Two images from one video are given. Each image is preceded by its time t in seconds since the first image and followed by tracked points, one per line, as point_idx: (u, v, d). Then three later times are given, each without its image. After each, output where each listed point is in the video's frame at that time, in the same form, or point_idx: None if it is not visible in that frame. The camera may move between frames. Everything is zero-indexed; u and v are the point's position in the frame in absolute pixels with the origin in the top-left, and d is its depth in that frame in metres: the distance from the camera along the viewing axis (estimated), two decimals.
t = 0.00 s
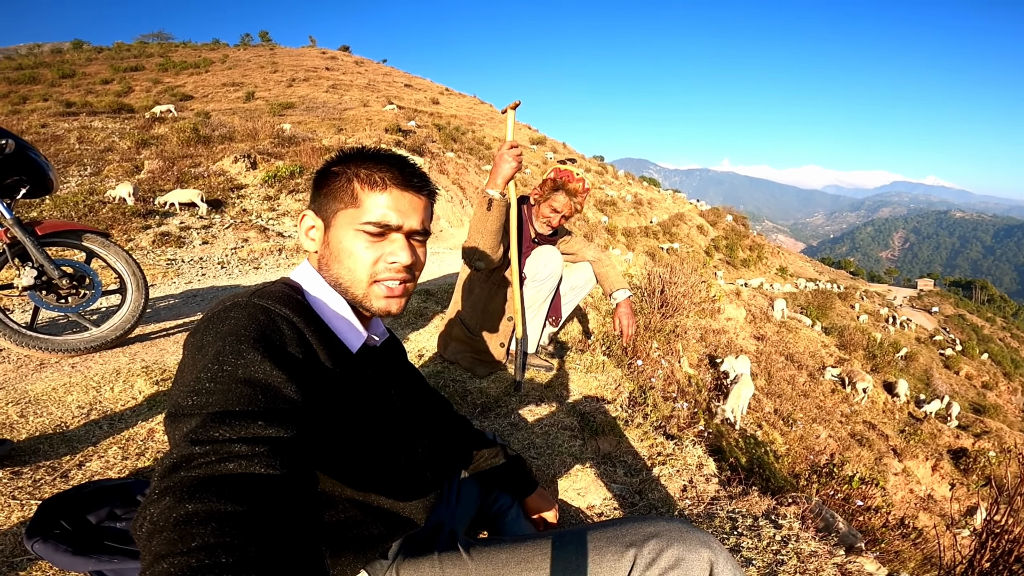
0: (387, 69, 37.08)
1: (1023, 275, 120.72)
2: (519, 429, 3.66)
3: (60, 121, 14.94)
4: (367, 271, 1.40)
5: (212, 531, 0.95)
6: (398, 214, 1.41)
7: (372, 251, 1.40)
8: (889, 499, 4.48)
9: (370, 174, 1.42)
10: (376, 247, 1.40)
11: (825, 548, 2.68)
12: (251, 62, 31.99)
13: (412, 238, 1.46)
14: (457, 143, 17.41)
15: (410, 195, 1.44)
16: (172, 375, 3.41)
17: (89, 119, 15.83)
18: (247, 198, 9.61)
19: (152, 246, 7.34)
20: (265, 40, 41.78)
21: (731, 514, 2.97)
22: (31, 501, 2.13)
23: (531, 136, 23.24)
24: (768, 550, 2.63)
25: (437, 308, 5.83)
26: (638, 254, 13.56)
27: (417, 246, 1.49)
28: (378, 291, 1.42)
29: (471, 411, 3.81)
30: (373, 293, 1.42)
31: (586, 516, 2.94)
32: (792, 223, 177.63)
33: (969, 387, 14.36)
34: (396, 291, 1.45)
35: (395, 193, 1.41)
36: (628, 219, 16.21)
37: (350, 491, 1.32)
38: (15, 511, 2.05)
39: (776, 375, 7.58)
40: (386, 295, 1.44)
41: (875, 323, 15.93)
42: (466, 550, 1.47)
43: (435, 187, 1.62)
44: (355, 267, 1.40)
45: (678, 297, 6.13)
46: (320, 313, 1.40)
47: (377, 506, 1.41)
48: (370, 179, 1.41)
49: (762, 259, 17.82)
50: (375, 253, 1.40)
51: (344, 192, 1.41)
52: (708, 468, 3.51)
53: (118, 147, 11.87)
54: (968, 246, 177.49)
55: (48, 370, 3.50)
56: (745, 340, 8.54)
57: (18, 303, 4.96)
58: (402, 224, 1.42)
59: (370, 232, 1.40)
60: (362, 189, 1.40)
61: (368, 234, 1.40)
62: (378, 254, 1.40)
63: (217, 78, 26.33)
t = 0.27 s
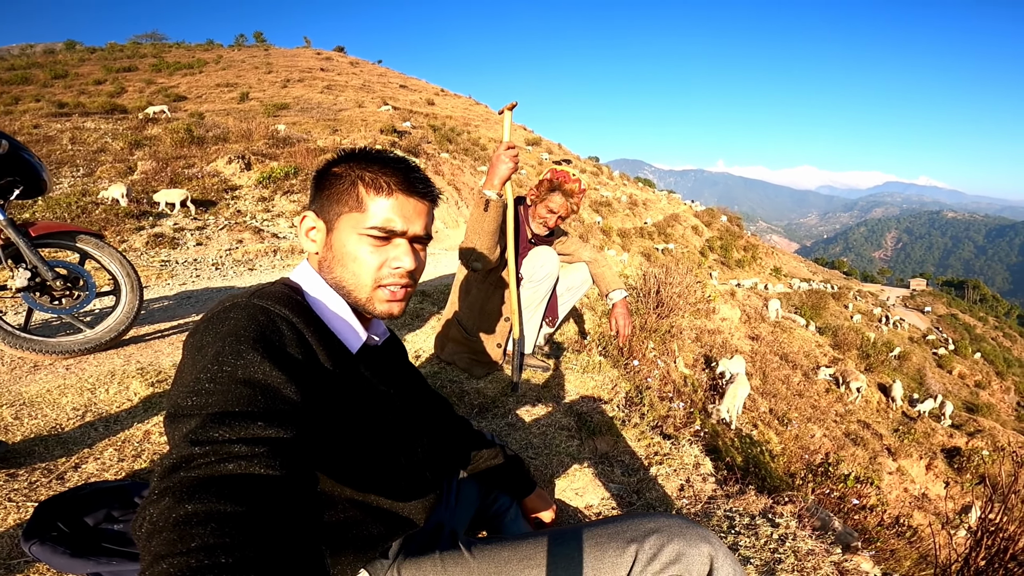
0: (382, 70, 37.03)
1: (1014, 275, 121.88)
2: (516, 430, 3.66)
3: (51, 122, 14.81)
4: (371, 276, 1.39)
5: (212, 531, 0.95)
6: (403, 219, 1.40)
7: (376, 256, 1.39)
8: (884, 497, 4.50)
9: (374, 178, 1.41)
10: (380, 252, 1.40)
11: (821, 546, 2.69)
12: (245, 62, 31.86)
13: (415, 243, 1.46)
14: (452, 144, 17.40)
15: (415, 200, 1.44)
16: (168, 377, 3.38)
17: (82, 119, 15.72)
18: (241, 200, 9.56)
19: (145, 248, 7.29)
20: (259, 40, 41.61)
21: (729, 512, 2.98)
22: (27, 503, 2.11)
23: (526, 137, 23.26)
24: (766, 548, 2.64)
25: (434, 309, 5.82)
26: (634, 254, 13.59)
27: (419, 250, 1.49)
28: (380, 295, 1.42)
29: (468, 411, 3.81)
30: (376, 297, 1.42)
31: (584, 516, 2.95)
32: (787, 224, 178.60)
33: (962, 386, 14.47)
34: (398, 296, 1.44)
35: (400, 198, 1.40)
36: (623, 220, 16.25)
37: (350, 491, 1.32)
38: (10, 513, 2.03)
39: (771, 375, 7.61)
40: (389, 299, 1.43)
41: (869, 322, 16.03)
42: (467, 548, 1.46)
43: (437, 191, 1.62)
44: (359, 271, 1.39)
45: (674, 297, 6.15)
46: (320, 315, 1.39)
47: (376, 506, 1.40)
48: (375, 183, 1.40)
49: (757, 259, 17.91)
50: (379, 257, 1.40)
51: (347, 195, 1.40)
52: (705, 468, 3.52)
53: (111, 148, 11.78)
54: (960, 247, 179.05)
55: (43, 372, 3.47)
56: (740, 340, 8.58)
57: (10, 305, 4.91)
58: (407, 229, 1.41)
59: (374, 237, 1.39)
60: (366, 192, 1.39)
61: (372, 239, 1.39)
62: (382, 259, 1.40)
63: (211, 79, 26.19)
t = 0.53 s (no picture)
0: (357, 86, 37.04)
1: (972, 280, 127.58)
2: (503, 438, 3.63)
3: (10, 137, 14.27)
4: (340, 278, 1.35)
5: (200, 528, 0.93)
6: (369, 218, 1.36)
7: (345, 257, 1.35)
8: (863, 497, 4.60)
9: (340, 180, 1.38)
10: (348, 253, 1.36)
11: (811, 542, 2.72)
12: (217, 77, 31.44)
13: (386, 242, 1.41)
14: (429, 159, 17.43)
15: (382, 198, 1.39)
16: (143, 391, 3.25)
17: (44, 134, 15.19)
18: (212, 216, 9.33)
19: (113, 265, 7.04)
20: (231, 56, 41.14)
21: (718, 513, 3.00)
22: None
23: (503, 152, 23.48)
24: (759, 545, 2.66)
25: (414, 322, 5.77)
26: (611, 266, 13.77)
27: (391, 251, 1.44)
28: (353, 297, 1.36)
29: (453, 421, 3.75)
30: (348, 299, 1.36)
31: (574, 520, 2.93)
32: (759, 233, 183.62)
33: (930, 388, 14.98)
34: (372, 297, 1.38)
35: (366, 197, 1.37)
36: (600, 234, 16.45)
37: (337, 495, 1.25)
38: None
39: (748, 381, 7.75)
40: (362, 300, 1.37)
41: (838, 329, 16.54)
42: (467, 550, 1.44)
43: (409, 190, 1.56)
44: (328, 274, 1.35)
45: (652, 307, 6.24)
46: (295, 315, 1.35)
47: (365, 509, 1.33)
48: (339, 185, 1.37)
49: (730, 269, 18.35)
50: (347, 259, 1.35)
51: (315, 199, 1.38)
52: (691, 469, 3.54)
53: (75, 163, 11.39)
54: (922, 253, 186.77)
55: (10, 387, 3.30)
56: (716, 349, 8.73)
57: None
58: (373, 228, 1.37)
59: (342, 238, 1.36)
60: (332, 195, 1.37)
61: (340, 240, 1.36)
62: (350, 260, 1.35)
63: (181, 93, 25.70)
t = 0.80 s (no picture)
0: (357, 85, 37.02)
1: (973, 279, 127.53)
2: (503, 437, 3.62)
3: (9, 137, 14.27)
4: (340, 278, 1.34)
5: (199, 529, 0.93)
6: (369, 218, 1.36)
7: (345, 257, 1.35)
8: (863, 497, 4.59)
9: (340, 179, 1.38)
10: (349, 253, 1.35)
11: (812, 542, 2.72)
12: (216, 76, 31.43)
13: (386, 243, 1.41)
14: (429, 159, 17.42)
15: (382, 199, 1.39)
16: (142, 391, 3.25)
17: (44, 133, 15.17)
18: (213, 215, 9.34)
19: (113, 265, 7.05)
20: (231, 54, 41.10)
21: (719, 512, 3.00)
22: None
23: (502, 152, 23.47)
24: (759, 545, 2.66)
25: (414, 321, 5.77)
26: (611, 266, 13.76)
27: (392, 251, 1.43)
28: (353, 298, 1.36)
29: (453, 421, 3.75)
30: (348, 300, 1.36)
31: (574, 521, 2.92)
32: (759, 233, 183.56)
33: (930, 388, 14.97)
34: (372, 297, 1.39)
35: (366, 197, 1.36)
36: (600, 233, 16.47)
37: (337, 494, 1.25)
38: None
39: (749, 381, 7.75)
40: (361, 301, 1.37)
41: (839, 329, 16.53)
42: (467, 550, 1.43)
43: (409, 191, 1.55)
44: (328, 274, 1.35)
45: (652, 306, 6.24)
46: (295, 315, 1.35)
47: (365, 509, 1.32)
48: (340, 184, 1.37)
49: (731, 269, 18.35)
50: (348, 259, 1.35)
51: (315, 198, 1.38)
52: (692, 469, 3.54)
53: (74, 163, 11.38)
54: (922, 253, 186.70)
55: (6, 389, 3.29)
56: (716, 349, 8.72)
57: None
58: (374, 229, 1.36)
59: (343, 238, 1.36)
60: (332, 195, 1.36)
61: (340, 240, 1.35)
62: (351, 260, 1.35)
63: (180, 93, 25.68)
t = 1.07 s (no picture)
0: (357, 86, 37.05)
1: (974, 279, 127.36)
2: (503, 437, 3.62)
3: (10, 138, 14.30)
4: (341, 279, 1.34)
5: (199, 529, 0.93)
6: (371, 219, 1.36)
7: (347, 258, 1.35)
8: (864, 497, 4.58)
9: (341, 180, 1.38)
10: (350, 254, 1.35)
11: (814, 542, 2.72)
12: (217, 77, 31.47)
13: (387, 244, 1.41)
14: (429, 159, 17.43)
15: (383, 200, 1.39)
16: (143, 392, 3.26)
17: (45, 135, 15.20)
18: (213, 216, 9.35)
19: (113, 266, 7.05)
20: (231, 55, 41.16)
21: (720, 512, 2.99)
22: None
23: (502, 152, 23.47)
24: (760, 545, 2.66)
25: (415, 322, 5.77)
26: (612, 266, 13.74)
27: (392, 252, 1.43)
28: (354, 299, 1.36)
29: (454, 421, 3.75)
30: (349, 301, 1.36)
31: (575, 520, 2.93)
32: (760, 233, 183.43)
33: (932, 387, 14.95)
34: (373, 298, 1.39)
35: (367, 198, 1.36)
36: (600, 233, 16.45)
37: (338, 495, 1.25)
38: None
39: (749, 381, 7.74)
40: (363, 303, 1.38)
41: (840, 328, 16.51)
42: (467, 550, 1.43)
43: (411, 192, 1.55)
44: (330, 275, 1.35)
45: (653, 306, 6.22)
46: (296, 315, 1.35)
47: (365, 509, 1.33)
48: (342, 186, 1.37)
49: (731, 269, 18.34)
50: (349, 260, 1.35)
51: (316, 199, 1.37)
52: (692, 469, 3.54)
53: (75, 164, 11.39)
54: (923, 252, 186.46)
55: (8, 389, 3.30)
56: (717, 349, 8.71)
57: None
58: (375, 229, 1.36)
59: (344, 239, 1.36)
60: (334, 196, 1.36)
61: (341, 241, 1.35)
62: (352, 261, 1.35)
63: (181, 94, 25.71)
